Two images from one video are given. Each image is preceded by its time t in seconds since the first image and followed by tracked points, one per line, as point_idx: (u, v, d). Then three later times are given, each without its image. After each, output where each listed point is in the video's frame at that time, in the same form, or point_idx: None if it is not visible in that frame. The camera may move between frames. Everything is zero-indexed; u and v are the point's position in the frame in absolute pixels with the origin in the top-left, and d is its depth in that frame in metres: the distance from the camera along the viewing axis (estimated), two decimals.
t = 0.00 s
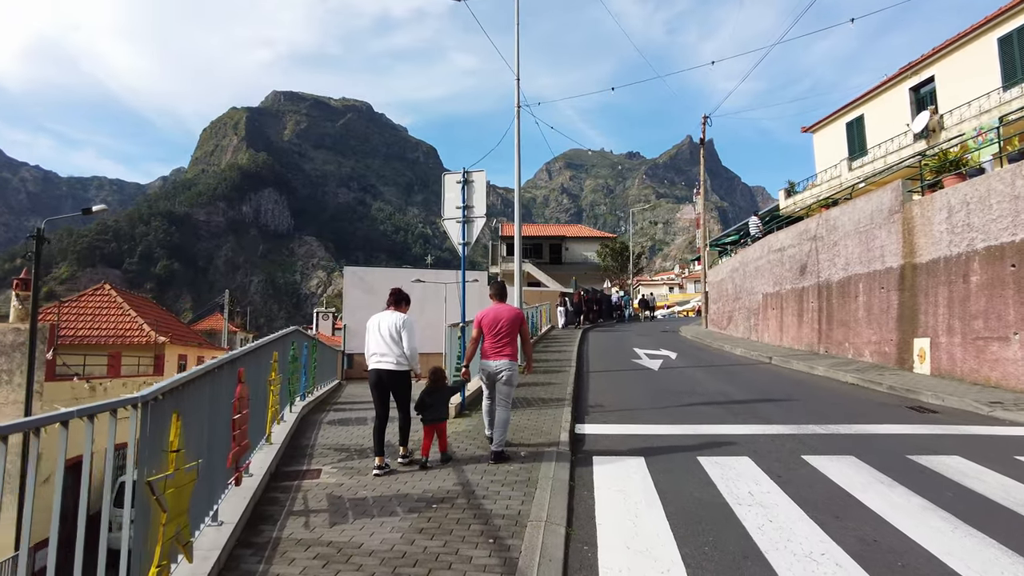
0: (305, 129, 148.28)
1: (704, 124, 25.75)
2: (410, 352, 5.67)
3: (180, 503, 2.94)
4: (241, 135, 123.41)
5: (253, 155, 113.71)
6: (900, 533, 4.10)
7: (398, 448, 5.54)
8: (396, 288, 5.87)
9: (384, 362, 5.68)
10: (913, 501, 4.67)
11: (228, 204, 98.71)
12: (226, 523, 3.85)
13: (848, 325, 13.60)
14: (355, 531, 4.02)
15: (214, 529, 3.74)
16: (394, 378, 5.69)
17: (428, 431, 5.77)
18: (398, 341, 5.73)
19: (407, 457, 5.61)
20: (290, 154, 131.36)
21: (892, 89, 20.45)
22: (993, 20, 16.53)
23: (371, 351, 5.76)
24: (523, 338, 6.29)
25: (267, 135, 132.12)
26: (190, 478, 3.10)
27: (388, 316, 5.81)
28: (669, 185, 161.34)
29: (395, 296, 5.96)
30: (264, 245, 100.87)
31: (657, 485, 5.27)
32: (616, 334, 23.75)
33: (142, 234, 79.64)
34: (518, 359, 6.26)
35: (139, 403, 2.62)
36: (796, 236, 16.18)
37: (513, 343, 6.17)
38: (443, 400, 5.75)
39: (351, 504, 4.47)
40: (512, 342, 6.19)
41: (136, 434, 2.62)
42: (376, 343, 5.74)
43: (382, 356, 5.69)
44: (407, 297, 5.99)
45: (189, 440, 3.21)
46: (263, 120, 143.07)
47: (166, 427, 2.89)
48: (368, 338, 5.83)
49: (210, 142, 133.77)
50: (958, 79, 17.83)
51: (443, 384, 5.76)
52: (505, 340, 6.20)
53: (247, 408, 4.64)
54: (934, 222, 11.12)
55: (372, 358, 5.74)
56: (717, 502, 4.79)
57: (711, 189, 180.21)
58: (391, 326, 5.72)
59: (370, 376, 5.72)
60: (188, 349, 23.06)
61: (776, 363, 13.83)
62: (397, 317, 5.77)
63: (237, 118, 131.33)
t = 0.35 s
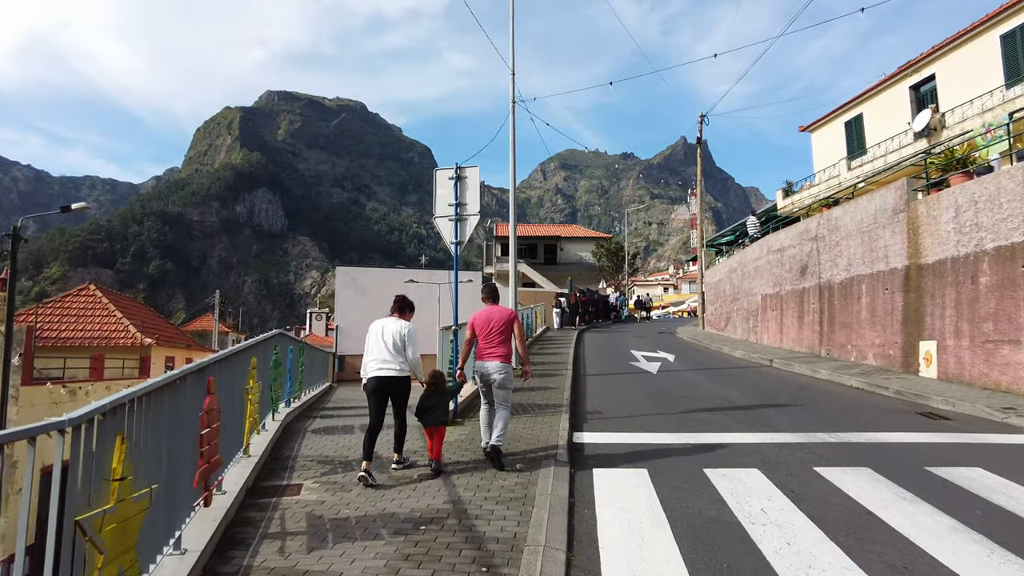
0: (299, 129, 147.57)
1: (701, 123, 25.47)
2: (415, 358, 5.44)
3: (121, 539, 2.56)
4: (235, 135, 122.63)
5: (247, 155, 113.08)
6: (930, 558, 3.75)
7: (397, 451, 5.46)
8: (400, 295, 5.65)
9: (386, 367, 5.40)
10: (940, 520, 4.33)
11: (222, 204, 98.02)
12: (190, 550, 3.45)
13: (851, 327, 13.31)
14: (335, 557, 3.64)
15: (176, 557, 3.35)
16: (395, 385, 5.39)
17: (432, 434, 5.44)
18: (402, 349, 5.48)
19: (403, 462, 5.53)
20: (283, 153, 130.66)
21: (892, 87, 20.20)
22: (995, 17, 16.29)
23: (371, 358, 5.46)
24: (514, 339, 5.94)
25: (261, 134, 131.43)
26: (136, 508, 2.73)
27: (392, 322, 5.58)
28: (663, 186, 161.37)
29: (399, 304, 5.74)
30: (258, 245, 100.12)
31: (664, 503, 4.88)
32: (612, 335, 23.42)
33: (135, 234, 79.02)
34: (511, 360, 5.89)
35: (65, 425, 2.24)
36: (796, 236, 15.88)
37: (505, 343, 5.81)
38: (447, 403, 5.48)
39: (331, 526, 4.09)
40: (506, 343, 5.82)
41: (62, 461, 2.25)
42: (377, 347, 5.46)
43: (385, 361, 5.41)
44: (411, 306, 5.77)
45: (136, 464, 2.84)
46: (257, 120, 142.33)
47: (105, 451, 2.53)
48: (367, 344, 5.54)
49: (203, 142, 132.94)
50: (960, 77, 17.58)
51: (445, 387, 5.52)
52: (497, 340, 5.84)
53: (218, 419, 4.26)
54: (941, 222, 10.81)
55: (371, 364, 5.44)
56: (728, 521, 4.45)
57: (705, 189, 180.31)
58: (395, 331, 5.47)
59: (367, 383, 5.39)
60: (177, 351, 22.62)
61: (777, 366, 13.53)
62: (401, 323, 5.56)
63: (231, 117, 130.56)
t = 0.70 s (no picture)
0: (297, 129, 147.06)
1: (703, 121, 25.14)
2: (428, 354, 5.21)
3: None
4: (232, 134, 121.97)
5: (244, 154, 112.48)
6: None
7: (395, 456, 5.09)
8: (413, 285, 5.42)
9: (396, 361, 5.13)
10: (986, 539, 3.96)
11: (219, 203, 97.45)
12: None
13: (860, 328, 12.98)
14: None
15: None
16: (405, 382, 5.13)
17: (437, 435, 5.36)
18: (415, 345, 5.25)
19: (400, 472, 5.14)
20: (281, 153, 130.13)
21: (898, 83, 19.86)
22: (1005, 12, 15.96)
23: (380, 350, 5.21)
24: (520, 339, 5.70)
25: (258, 134, 130.94)
26: (86, 541, 2.47)
27: (405, 315, 5.34)
28: (661, 186, 161.12)
29: (409, 295, 5.49)
30: (255, 244, 99.59)
31: (683, 518, 4.49)
32: (613, 336, 23.08)
33: (132, 233, 78.63)
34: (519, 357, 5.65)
35: None
36: (803, 235, 15.53)
37: (512, 339, 5.59)
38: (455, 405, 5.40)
39: (320, 547, 3.72)
40: (512, 338, 5.60)
41: None
42: (388, 340, 5.21)
43: (396, 355, 5.16)
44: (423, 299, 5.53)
45: (86, 487, 2.55)
46: (255, 119, 141.78)
47: (45, 480, 2.23)
48: (377, 336, 5.29)
49: (201, 141, 132.30)
50: (968, 73, 17.30)
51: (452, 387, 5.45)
52: (503, 335, 5.62)
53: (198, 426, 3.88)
54: (957, 219, 10.47)
55: (381, 359, 5.20)
56: (755, 538, 4.09)
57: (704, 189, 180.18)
58: (409, 325, 5.24)
59: (377, 378, 5.17)
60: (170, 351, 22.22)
61: (784, 368, 13.19)
62: (414, 318, 5.32)
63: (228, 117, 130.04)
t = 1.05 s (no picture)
0: (297, 128, 146.66)
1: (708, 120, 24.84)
2: (441, 360, 5.22)
3: None
4: (231, 133, 121.48)
5: (243, 154, 112.03)
6: None
7: (398, 471, 4.79)
8: (422, 292, 5.45)
9: (408, 371, 5.13)
10: None
11: (218, 202, 96.98)
12: None
13: (872, 332, 12.64)
14: None
15: None
16: (418, 390, 5.12)
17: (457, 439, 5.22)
18: (428, 352, 5.27)
19: (404, 488, 4.80)
20: (280, 152, 129.74)
21: (907, 82, 19.53)
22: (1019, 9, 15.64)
23: (392, 361, 5.21)
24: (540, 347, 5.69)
25: (258, 133, 130.56)
26: None
27: (415, 322, 5.34)
28: (661, 187, 160.79)
29: (418, 301, 5.52)
30: (253, 244, 99.14)
31: (713, 543, 4.12)
32: (616, 337, 22.74)
33: (131, 233, 78.34)
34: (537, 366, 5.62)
35: None
36: (812, 236, 15.20)
37: (533, 347, 5.55)
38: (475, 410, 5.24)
39: None
40: (534, 346, 5.56)
41: None
42: (400, 350, 5.21)
43: (408, 364, 5.16)
44: (431, 303, 5.55)
45: (39, 526, 2.21)
46: (254, 119, 141.43)
47: None
48: (389, 346, 5.29)
49: (200, 140, 131.89)
50: (979, 71, 17.01)
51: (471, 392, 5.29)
52: (524, 341, 5.55)
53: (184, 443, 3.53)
54: (976, 220, 10.14)
55: (392, 369, 5.19)
56: (793, 567, 3.73)
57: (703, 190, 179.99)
58: (421, 333, 5.26)
59: (391, 389, 5.19)
60: (166, 352, 21.84)
61: (794, 372, 12.84)
62: (424, 325, 5.33)
63: (227, 116, 129.68)
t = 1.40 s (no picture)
0: (294, 127, 146.12)
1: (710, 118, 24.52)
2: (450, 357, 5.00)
3: None
4: (228, 133, 120.87)
5: (240, 153, 111.46)
6: None
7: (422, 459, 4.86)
8: (432, 288, 5.24)
9: (416, 367, 4.99)
10: None
11: (215, 202, 96.43)
12: None
13: (883, 332, 12.30)
14: None
15: None
16: (428, 386, 4.99)
17: (468, 441, 5.23)
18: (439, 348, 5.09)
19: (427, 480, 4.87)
20: (277, 151, 129.24)
21: (914, 78, 19.21)
22: None
23: (405, 357, 5.08)
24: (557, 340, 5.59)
25: (255, 133, 130.05)
26: None
27: (426, 318, 5.17)
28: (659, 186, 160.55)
29: (429, 299, 5.32)
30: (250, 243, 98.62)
31: (740, 565, 3.75)
32: (618, 338, 22.38)
33: (127, 232, 77.93)
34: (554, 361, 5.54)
35: None
36: (820, 234, 14.87)
37: (548, 342, 5.46)
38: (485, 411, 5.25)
39: None
40: (550, 341, 5.47)
41: None
42: (410, 347, 5.08)
43: (416, 360, 5.02)
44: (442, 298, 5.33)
45: None
46: (251, 118, 140.93)
47: None
48: (401, 344, 5.18)
49: (197, 140, 131.36)
50: (988, 67, 16.73)
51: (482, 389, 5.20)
52: (539, 338, 5.47)
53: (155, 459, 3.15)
54: (993, 217, 9.80)
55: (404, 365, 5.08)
56: None
57: (701, 190, 179.87)
58: (429, 329, 5.06)
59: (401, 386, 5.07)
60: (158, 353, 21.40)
61: (803, 374, 12.50)
62: (435, 320, 5.12)
63: (224, 115, 129.17)
